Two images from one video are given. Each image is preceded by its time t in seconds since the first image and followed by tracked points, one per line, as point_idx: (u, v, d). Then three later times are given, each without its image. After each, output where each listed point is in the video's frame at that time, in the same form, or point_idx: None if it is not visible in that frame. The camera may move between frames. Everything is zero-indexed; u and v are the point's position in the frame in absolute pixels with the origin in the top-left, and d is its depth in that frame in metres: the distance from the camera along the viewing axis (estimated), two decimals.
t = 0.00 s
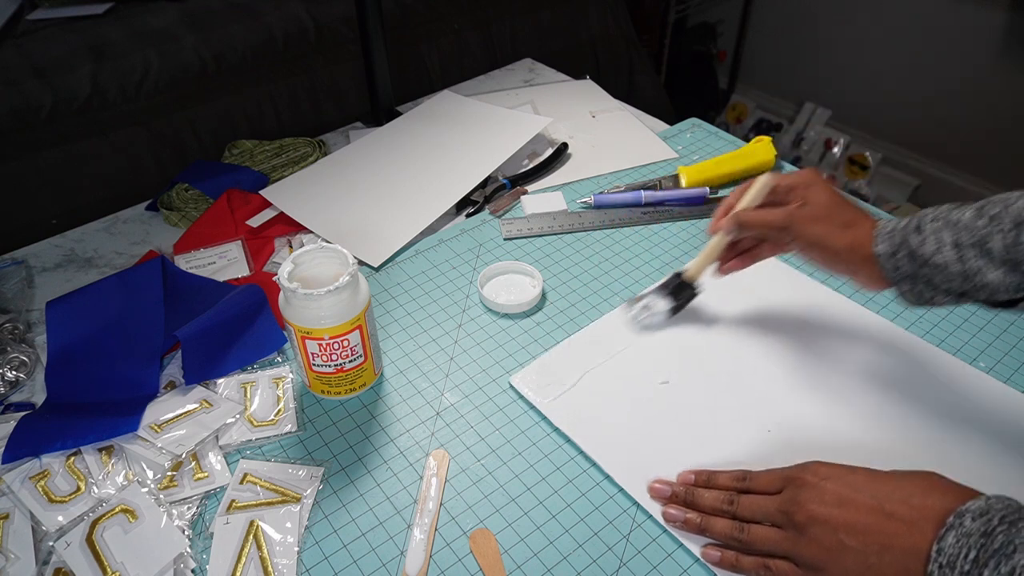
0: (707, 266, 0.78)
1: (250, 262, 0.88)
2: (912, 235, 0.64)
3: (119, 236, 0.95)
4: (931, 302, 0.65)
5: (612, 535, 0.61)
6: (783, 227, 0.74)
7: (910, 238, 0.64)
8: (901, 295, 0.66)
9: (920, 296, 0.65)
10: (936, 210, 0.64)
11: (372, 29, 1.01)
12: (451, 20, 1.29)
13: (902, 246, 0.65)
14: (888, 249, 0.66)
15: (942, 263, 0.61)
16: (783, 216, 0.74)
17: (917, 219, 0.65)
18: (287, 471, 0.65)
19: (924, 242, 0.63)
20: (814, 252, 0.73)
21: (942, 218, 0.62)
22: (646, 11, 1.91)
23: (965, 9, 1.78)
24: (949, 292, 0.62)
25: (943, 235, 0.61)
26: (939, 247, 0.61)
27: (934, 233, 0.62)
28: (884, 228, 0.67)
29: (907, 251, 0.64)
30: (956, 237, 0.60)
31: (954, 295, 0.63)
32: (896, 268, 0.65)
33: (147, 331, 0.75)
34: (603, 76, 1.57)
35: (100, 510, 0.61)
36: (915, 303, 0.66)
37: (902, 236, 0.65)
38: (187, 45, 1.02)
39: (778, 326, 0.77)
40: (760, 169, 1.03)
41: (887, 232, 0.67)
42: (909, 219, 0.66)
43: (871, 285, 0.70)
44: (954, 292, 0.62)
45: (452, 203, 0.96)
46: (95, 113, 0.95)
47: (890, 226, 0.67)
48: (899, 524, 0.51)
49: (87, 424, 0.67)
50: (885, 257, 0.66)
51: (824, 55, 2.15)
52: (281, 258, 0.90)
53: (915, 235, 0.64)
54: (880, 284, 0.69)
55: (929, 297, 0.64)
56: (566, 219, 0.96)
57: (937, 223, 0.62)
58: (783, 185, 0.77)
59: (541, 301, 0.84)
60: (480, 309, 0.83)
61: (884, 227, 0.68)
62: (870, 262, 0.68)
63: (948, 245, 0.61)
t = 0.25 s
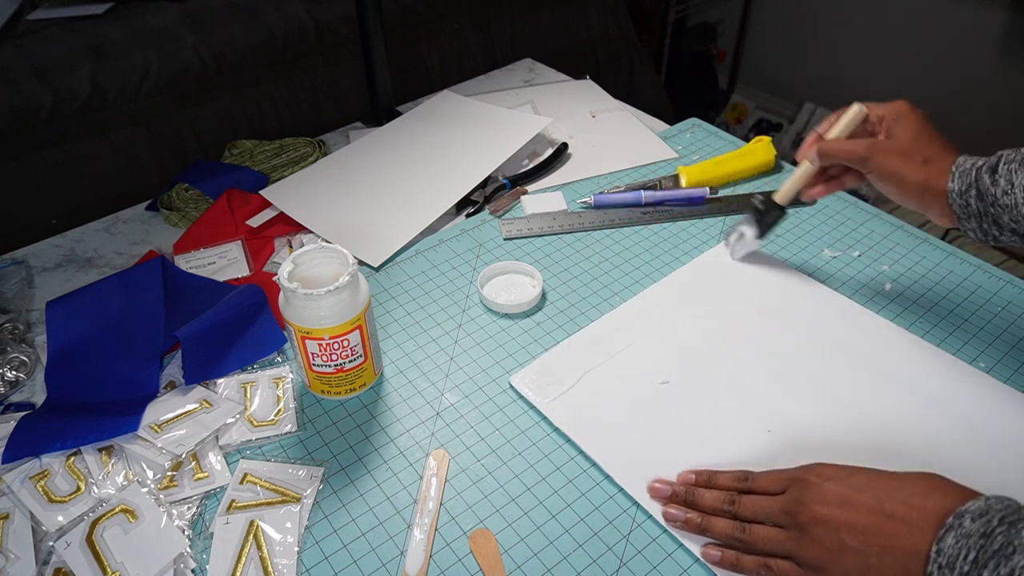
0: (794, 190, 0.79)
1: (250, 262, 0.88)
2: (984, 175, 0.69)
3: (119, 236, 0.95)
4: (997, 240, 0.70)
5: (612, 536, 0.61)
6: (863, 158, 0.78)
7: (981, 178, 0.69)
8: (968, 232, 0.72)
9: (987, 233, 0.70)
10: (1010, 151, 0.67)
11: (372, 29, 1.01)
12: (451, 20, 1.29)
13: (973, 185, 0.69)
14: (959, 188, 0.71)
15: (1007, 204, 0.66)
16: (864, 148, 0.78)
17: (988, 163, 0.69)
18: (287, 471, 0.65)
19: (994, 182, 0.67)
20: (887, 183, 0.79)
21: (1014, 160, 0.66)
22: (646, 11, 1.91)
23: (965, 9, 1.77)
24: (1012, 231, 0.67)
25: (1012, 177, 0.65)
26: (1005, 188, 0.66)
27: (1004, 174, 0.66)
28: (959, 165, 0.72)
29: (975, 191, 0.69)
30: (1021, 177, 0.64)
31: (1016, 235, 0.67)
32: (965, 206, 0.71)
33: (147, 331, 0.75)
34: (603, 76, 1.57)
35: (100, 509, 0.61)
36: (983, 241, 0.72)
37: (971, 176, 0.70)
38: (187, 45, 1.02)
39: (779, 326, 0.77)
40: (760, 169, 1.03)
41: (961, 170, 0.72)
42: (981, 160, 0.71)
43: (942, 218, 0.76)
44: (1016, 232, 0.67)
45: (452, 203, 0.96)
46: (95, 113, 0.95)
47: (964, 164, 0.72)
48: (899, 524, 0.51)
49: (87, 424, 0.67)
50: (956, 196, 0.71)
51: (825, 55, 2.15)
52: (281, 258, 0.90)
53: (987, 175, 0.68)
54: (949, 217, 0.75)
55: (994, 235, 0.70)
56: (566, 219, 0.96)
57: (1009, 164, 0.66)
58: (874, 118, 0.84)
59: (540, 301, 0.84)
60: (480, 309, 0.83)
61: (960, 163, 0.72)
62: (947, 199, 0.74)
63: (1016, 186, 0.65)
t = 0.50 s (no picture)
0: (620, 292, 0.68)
1: (250, 262, 0.88)
2: (854, 245, 0.56)
3: (119, 236, 0.95)
4: (869, 319, 0.57)
5: (612, 536, 0.61)
6: (715, 231, 0.66)
7: (852, 248, 0.56)
8: (841, 312, 0.58)
9: (860, 312, 0.57)
10: (872, 220, 0.57)
11: (372, 29, 1.01)
12: (451, 21, 1.29)
13: (844, 256, 0.57)
14: (828, 260, 0.58)
15: (885, 278, 0.54)
16: (716, 220, 0.65)
17: (852, 228, 0.58)
18: (287, 471, 0.65)
19: (866, 253, 0.55)
20: (749, 260, 0.65)
21: (884, 228, 0.55)
22: (646, 11, 1.91)
23: (965, 9, 1.77)
24: (888, 307, 0.55)
25: (888, 247, 0.54)
26: (882, 259, 0.54)
27: (877, 243, 0.55)
28: (823, 236, 0.60)
29: (848, 262, 0.56)
30: (902, 248, 0.53)
31: (895, 313, 0.55)
32: (835, 280, 0.57)
33: (147, 331, 0.75)
34: (603, 76, 1.57)
35: (100, 509, 0.61)
36: (853, 321, 0.59)
37: (842, 245, 0.57)
38: (187, 45, 1.02)
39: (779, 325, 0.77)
40: (760, 168, 1.03)
41: (825, 241, 0.59)
42: (847, 228, 0.58)
43: (802, 298, 0.62)
44: (897, 309, 0.55)
45: (452, 203, 0.96)
46: (95, 113, 0.95)
47: (828, 235, 0.59)
48: (899, 524, 0.51)
49: (88, 424, 0.67)
50: (823, 270, 0.58)
51: (825, 55, 2.15)
52: (281, 258, 0.90)
53: (857, 244, 0.56)
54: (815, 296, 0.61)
55: (867, 312, 0.57)
56: (566, 219, 0.96)
57: (880, 232, 0.55)
58: (707, 194, 0.67)
59: (540, 301, 0.84)
60: (480, 309, 0.83)
61: (825, 235, 0.60)
62: (813, 276, 0.60)
63: (892, 258, 0.54)
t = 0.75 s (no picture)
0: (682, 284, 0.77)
1: (250, 262, 0.88)
2: (886, 248, 0.61)
3: (119, 236, 0.95)
4: (904, 316, 0.62)
5: (612, 536, 0.61)
6: (756, 238, 0.71)
7: (885, 250, 0.61)
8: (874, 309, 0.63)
9: (895, 310, 0.62)
10: (905, 222, 0.62)
11: (372, 29, 1.01)
12: (451, 20, 1.29)
13: (877, 259, 0.62)
14: (862, 262, 0.63)
15: (916, 277, 0.59)
16: (756, 227, 0.72)
17: (883, 233, 0.63)
18: (287, 471, 0.65)
19: (898, 256, 0.60)
20: (789, 263, 0.71)
21: (914, 231, 0.60)
22: (646, 11, 1.91)
23: (965, 9, 1.77)
24: (923, 306, 0.60)
25: (919, 249, 0.59)
26: (913, 260, 0.59)
27: (908, 246, 0.60)
28: (856, 240, 0.65)
29: (881, 265, 0.61)
30: (931, 250, 0.58)
31: (930, 309, 0.60)
32: (869, 283, 0.62)
33: (147, 331, 0.75)
34: (603, 76, 1.57)
35: (100, 509, 0.61)
36: (890, 318, 0.63)
37: (875, 247, 0.62)
38: (187, 45, 1.02)
39: (779, 325, 0.77)
40: (760, 169, 1.03)
41: (859, 244, 0.64)
42: (877, 233, 0.64)
43: (843, 296, 0.67)
44: (930, 306, 0.59)
45: (452, 203, 0.96)
46: (95, 113, 0.95)
47: (858, 238, 0.65)
48: (898, 523, 0.51)
49: (88, 424, 0.67)
50: (857, 270, 0.63)
51: (824, 55, 2.15)
52: (281, 258, 0.90)
53: (890, 248, 0.61)
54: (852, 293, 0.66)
55: (903, 310, 0.62)
56: (566, 219, 0.96)
57: (912, 237, 0.60)
58: (754, 199, 0.76)
59: (540, 301, 0.84)
60: (480, 309, 0.83)
61: (855, 238, 0.65)
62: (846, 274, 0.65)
63: (923, 258, 0.58)
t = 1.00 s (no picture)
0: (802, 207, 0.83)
1: (250, 262, 0.88)
2: (978, 178, 0.69)
3: (119, 236, 0.95)
4: (994, 243, 0.70)
5: (612, 536, 0.61)
6: (862, 167, 0.77)
7: (977, 181, 0.69)
8: (964, 234, 0.72)
9: (982, 235, 0.70)
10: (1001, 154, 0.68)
11: (372, 29, 1.01)
12: (451, 20, 1.29)
13: (968, 189, 0.69)
14: (955, 190, 0.71)
15: (1003, 205, 0.66)
16: (862, 158, 0.77)
17: (981, 163, 0.69)
18: (287, 471, 0.65)
19: (990, 186, 0.67)
20: (890, 192, 0.78)
21: (1005, 163, 0.66)
22: (646, 11, 1.91)
23: (965, 9, 1.77)
24: (1008, 233, 0.67)
25: (1008, 180, 0.65)
26: (1001, 190, 0.66)
27: (998, 177, 0.66)
28: (953, 169, 0.72)
29: (971, 194, 0.69)
30: (1019, 180, 0.64)
31: (1016, 236, 0.67)
32: (961, 209, 0.70)
33: (147, 331, 0.75)
34: (603, 76, 1.57)
35: (100, 509, 0.61)
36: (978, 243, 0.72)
37: (968, 178, 0.70)
38: (187, 45, 1.02)
39: (779, 325, 0.77)
40: (760, 169, 1.03)
41: (955, 174, 0.71)
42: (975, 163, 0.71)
43: (942, 222, 0.75)
44: (1013, 233, 0.67)
45: (452, 203, 0.96)
46: (95, 113, 0.95)
47: (958, 166, 0.72)
48: (898, 521, 0.51)
49: (87, 425, 0.67)
50: (951, 198, 0.71)
51: (825, 55, 2.15)
52: (281, 258, 0.90)
53: (983, 179, 0.68)
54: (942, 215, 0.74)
55: (991, 237, 0.69)
56: (566, 219, 0.96)
57: (1003, 168, 0.66)
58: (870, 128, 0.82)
59: (540, 301, 0.84)
60: (480, 309, 0.83)
61: (954, 167, 0.72)
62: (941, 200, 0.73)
63: (1010, 189, 0.65)
